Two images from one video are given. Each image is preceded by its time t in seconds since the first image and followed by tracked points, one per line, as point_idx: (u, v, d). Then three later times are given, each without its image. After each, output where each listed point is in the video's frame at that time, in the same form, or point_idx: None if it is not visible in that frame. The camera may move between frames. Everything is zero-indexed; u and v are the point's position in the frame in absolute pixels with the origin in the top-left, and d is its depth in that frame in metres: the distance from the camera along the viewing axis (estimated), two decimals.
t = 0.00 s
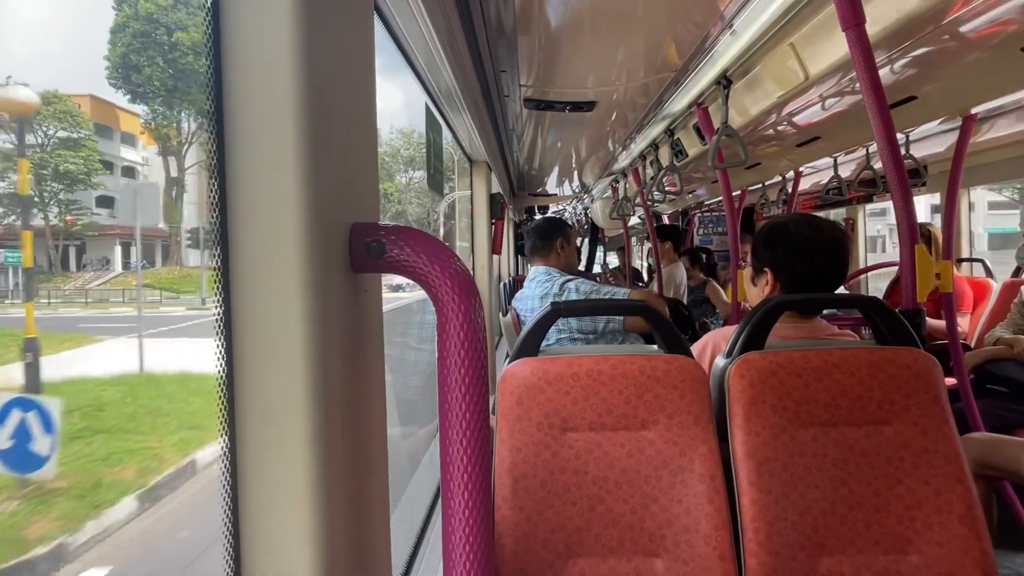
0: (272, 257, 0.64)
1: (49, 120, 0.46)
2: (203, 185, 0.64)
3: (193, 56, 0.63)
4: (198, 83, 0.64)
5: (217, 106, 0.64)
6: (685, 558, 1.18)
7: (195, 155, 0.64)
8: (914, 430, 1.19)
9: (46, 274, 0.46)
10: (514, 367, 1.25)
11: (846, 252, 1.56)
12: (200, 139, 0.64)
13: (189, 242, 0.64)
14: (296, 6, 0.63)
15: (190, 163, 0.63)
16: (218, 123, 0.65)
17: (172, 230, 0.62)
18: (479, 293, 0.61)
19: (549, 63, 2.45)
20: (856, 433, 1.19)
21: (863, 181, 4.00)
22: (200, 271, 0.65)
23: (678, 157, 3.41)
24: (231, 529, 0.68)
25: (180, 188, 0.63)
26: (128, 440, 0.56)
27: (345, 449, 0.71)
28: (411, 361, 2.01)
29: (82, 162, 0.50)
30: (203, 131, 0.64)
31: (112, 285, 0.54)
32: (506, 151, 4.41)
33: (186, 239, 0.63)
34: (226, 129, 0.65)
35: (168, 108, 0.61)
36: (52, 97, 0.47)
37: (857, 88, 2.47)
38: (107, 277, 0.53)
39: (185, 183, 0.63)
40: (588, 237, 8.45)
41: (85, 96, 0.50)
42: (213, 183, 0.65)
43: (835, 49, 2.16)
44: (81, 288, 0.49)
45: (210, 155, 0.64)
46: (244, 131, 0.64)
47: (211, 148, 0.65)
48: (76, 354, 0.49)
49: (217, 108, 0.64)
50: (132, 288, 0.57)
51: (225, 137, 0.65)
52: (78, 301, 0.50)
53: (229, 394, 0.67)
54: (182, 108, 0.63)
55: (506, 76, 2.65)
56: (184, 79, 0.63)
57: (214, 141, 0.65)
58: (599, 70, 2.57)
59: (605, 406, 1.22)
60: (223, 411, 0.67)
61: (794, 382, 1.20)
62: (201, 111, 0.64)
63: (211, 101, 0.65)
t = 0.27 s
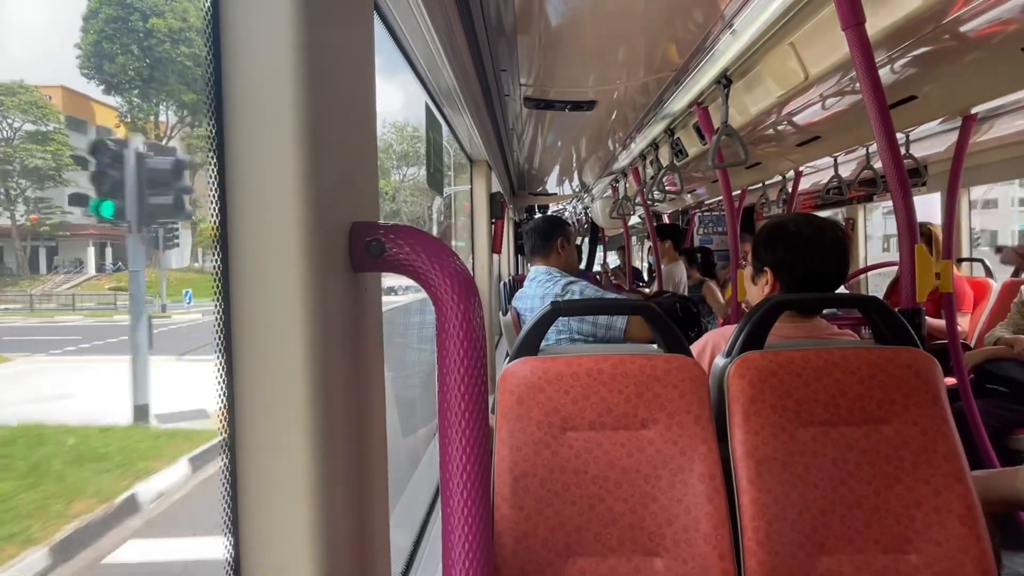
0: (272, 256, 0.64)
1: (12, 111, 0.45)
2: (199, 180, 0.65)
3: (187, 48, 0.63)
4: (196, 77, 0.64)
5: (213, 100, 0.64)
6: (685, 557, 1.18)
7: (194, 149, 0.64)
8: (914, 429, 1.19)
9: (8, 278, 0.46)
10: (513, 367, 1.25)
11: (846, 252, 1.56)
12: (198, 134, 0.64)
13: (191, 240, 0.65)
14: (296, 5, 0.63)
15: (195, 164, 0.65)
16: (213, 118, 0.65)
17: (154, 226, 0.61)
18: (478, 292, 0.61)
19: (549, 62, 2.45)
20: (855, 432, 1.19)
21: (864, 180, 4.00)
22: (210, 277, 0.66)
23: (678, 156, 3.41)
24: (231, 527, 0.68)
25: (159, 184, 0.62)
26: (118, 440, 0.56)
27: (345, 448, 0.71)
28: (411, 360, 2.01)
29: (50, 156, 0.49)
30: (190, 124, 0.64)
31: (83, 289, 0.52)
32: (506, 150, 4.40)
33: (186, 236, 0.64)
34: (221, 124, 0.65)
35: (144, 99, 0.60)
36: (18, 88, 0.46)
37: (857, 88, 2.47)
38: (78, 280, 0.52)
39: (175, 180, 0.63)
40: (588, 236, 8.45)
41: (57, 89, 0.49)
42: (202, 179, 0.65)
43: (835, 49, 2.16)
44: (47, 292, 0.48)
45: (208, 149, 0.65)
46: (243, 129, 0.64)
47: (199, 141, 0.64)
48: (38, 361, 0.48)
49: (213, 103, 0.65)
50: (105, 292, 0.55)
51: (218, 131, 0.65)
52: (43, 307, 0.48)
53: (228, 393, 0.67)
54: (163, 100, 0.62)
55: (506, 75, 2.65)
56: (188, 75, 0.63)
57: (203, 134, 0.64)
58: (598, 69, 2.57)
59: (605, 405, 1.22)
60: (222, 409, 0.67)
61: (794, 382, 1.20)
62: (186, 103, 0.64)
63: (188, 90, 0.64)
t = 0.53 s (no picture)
0: (269, 252, 0.64)
1: None
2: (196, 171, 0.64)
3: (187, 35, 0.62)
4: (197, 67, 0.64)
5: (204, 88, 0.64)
6: (684, 556, 1.17)
7: (189, 138, 0.63)
8: (914, 428, 1.18)
9: None
10: (513, 365, 1.25)
11: (847, 250, 1.56)
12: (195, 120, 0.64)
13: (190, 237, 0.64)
14: None
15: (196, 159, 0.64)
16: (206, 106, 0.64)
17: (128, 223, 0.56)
18: (477, 290, 0.61)
19: (550, 59, 2.44)
20: (856, 431, 1.19)
21: (866, 179, 3.98)
22: (189, 278, 0.63)
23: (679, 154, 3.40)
24: (227, 525, 0.68)
25: (135, 178, 0.57)
26: (106, 442, 0.55)
27: (343, 446, 0.71)
28: (410, 358, 2.00)
29: (12, 146, 0.46)
30: (172, 112, 0.62)
31: (53, 290, 0.48)
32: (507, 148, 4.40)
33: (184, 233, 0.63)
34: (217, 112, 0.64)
35: (120, 86, 0.56)
36: None
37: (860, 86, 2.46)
38: (47, 280, 0.48)
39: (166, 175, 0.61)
40: (589, 234, 8.43)
41: (24, 73, 0.46)
42: (186, 171, 0.63)
43: (837, 47, 2.15)
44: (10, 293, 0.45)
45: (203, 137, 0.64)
46: (239, 123, 0.63)
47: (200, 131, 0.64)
48: None
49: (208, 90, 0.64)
50: (77, 293, 0.51)
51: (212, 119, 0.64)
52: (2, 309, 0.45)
53: (226, 390, 0.66)
54: (143, 88, 0.59)
55: (507, 72, 2.64)
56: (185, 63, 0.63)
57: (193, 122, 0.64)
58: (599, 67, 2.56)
59: (604, 403, 1.21)
60: (220, 407, 0.66)
61: (794, 380, 1.20)
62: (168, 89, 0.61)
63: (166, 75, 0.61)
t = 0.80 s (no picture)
0: (271, 255, 0.64)
1: None
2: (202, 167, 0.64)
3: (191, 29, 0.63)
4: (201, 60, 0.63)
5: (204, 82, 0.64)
6: (684, 557, 1.17)
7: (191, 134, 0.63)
8: (914, 430, 1.19)
9: None
10: (513, 367, 1.25)
11: (846, 252, 1.56)
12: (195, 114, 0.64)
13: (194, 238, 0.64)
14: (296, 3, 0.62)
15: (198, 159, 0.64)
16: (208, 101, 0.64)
17: (98, 223, 0.53)
18: (478, 292, 0.61)
19: (549, 61, 2.44)
20: (856, 433, 1.19)
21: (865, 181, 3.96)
22: (162, 279, 0.61)
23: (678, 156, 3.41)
24: (229, 527, 0.68)
25: (107, 175, 0.54)
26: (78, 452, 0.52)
27: (344, 449, 0.71)
28: (410, 359, 2.01)
29: None
30: (143, 103, 0.59)
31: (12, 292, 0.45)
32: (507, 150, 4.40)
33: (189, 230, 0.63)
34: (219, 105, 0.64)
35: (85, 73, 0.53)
36: None
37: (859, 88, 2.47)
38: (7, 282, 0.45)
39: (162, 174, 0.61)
40: (589, 236, 8.44)
41: None
42: (163, 167, 0.61)
43: (836, 49, 2.16)
44: None
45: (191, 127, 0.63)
46: (241, 123, 0.63)
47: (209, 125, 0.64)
48: None
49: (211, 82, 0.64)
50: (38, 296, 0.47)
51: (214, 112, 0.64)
52: None
53: (228, 393, 0.67)
54: (112, 77, 0.56)
55: (507, 74, 2.64)
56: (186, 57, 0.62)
57: (171, 113, 0.62)
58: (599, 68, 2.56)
59: (605, 405, 1.21)
60: (222, 410, 0.66)
61: (794, 382, 1.20)
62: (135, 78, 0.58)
63: (137, 64, 0.58)
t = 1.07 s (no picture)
0: (275, 258, 0.64)
1: None
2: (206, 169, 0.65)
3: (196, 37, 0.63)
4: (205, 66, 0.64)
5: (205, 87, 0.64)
6: (686, 560, 1.17)
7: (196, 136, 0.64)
8: (915, 432, 1.19)
9: None
10: (514, 369, 1.25)
11: (847, 255, 1.56)
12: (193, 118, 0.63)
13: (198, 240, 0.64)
14: (301, 8, 0.63)
15: (203, 166, 0.65)
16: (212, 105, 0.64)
17: (66, 223, 0.49)
18: (481, 295, 0.61)
19: (550, 64, 2.45)
20: (857, 436, 1.19)
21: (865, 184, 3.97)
22: (138, 284, 0.57)
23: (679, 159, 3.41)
24: (232, 529, 0.68)
25: (75, 171, 0.50)
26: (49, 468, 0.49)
27: (348, 452, 0.71)
28: (412, 362, 2.01)
29: None
30: (117, 94, 0.55)
31: None
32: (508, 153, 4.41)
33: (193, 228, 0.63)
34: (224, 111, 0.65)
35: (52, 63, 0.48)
36: None
37: (859, 91, 2.47)
38: None
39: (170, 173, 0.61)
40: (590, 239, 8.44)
41: None
42: (139, 165, 0.57)
43: (836, 52, 2.16)
44: None
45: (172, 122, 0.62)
46: (246, 127, 0.64)
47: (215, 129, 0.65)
48: None
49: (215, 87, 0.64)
50: None
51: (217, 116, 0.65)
52: None
53: (232, 396, 0.67)
54: (80, 66, 0.51)
55: (508, 77, 2.65)
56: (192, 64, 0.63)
57: (146, 103, 0.58)
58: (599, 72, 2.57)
59: (606, 408, 1.22)
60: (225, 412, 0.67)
61: (796, 384, 1.20)
62: (102, 65, 0.53)
63: (106, 51, 0.53)
